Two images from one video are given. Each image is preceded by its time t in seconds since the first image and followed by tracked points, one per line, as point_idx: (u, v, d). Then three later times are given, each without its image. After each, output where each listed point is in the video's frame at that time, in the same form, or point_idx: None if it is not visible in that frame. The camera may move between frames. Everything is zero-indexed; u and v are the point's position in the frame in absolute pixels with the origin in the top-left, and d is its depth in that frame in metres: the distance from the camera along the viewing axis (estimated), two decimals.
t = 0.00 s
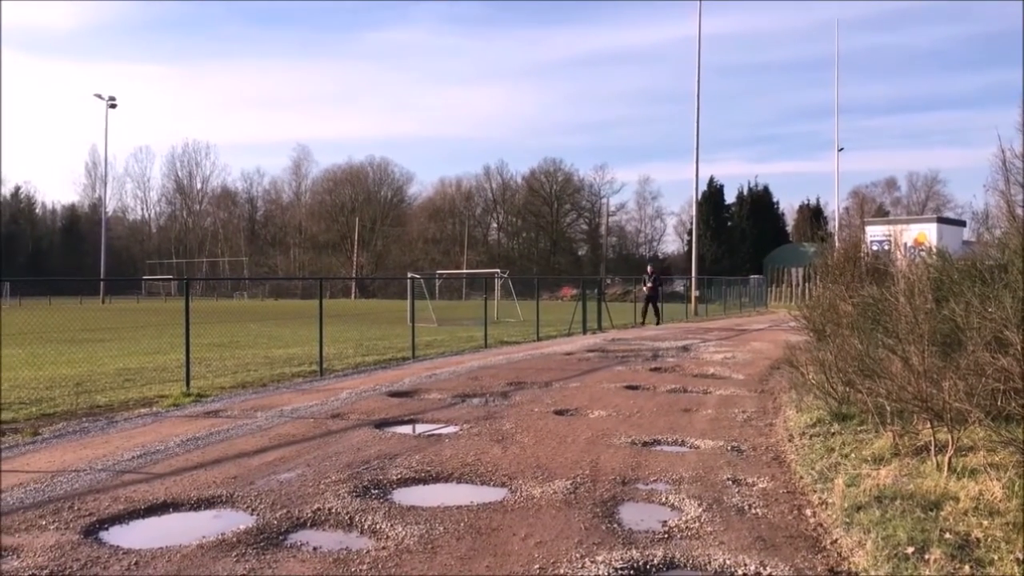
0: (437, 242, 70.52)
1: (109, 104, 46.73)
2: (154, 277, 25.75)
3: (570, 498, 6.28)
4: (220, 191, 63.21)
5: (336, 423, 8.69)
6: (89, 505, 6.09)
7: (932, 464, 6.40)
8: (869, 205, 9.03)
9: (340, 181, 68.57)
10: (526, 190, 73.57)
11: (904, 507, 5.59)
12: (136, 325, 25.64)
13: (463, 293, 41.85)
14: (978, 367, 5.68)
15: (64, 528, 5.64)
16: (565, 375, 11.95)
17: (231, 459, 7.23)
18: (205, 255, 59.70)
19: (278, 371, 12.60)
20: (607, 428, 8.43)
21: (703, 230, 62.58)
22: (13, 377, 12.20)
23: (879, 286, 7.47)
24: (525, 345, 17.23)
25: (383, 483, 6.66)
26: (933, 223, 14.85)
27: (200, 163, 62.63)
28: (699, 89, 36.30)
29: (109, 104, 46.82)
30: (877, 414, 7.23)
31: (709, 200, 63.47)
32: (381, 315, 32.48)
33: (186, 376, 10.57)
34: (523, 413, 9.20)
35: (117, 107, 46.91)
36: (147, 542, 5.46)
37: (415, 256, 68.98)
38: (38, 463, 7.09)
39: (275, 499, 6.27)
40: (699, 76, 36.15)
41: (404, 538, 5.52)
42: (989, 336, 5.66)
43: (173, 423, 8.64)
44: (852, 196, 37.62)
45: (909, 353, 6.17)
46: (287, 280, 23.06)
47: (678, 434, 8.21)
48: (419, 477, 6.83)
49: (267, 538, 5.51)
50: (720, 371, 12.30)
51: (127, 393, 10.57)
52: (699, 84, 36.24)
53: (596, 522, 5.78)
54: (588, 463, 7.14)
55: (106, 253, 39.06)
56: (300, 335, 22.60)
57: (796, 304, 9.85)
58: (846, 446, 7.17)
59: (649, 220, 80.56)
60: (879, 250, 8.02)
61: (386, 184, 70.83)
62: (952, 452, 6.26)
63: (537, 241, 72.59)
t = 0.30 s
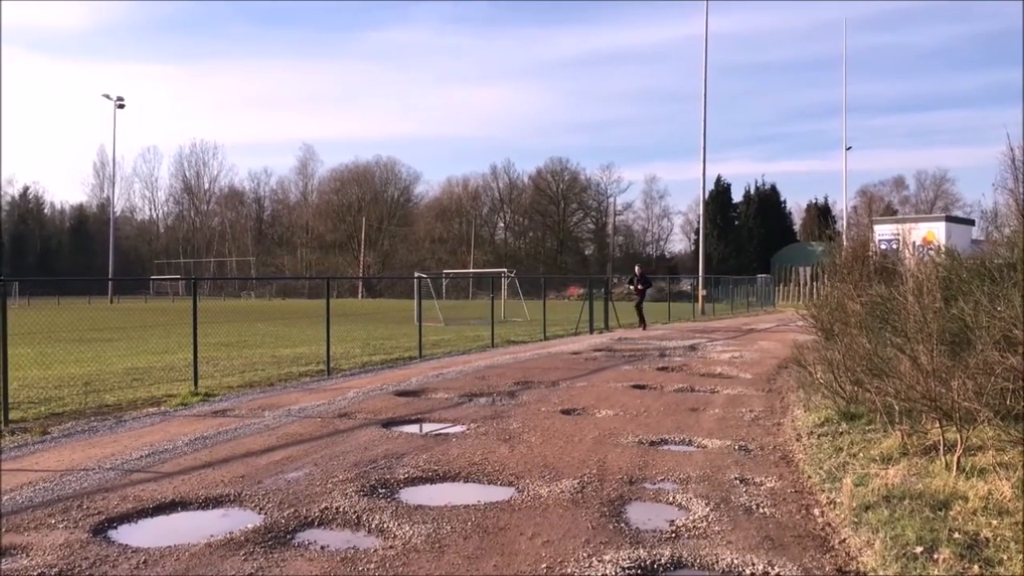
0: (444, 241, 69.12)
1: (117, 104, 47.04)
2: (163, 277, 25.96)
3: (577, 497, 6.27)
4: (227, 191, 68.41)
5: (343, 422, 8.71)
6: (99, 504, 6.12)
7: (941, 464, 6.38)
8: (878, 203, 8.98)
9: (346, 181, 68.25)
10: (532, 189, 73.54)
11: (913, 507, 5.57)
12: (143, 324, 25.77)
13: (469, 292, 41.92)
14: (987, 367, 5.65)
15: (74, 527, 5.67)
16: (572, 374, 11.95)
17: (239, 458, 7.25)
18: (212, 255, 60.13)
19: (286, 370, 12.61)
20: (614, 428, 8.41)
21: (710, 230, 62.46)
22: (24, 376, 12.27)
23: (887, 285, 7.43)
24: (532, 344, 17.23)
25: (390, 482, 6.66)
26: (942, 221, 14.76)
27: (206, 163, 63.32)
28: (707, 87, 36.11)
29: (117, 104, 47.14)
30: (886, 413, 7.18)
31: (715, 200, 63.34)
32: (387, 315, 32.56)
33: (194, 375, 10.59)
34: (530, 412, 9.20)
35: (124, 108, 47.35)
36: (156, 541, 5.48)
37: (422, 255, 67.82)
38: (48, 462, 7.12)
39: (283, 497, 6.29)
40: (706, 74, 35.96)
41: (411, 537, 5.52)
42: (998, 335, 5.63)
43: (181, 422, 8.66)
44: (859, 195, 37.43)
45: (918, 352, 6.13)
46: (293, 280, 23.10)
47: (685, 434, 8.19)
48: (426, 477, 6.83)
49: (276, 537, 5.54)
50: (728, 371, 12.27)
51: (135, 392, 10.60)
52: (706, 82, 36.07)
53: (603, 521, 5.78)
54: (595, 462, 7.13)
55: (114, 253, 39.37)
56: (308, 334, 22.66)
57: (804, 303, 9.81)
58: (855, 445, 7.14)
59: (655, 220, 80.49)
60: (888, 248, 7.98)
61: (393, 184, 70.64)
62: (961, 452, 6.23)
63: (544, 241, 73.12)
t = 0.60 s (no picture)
0: (452, 241, 70.11)
1: (128, 105, 47.27)
2: (174, 277, 26.04)
3: (588, 497, 6.27)
4: (238, 191, 67.70)
5: (354, 421, 8.73)
6: (112, 503, 6.16)
7: (954, 464, 6.34)
8: (890, 202, 8.93)
9: (356, 181, 69.28)
10: (542, 188, 73.20)
11: (926, 507, 5.54)
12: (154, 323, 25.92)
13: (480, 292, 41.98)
14: (1001, 366, 5.62)
15: (87, 526, 5.70)
16: (583, 374, 11.93)
17: (251, 457, 7.28)
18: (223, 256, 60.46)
19: (296, 370, 12.65)
20: (625, 427, 8.40)
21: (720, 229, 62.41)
22: (36, 376, 12.34)
23: (900, 284, 7.38)
24: (542, 344, 17.23)
25: (400, 482, 6.67)
26: (955, 219, 14.66)
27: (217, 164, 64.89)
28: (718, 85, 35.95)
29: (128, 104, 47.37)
30: (898, 412, 7.14)
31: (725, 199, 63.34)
32: (397, 314, 32.62)
33: (206, 374, 10.63)
34: (540, 412, 9.20)
35: (135, 108, 47.64)
36: (168, 540, 5.51)
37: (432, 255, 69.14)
38: (61, 461, 7.16)
39: (294, 496, 6.31)
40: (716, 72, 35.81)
41: (421, 537, 5.53)
42: (1011, 334, 5.59)
43: (193, 421, 8.71)
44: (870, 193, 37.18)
45: (931, 351, 6.09)
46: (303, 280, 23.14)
47: (696, 434, 8.16)
48: (437, 476, 6.84)
49: (287, 537, 5.55)
50: (738, 370, 12.23)
51: (147, 392, 10.65)
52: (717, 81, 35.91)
53: (613, 521, 5.77)
54: (605, 462, 7.12)
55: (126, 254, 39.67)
56: (318, 334, 22.74)
57: (815, 302, 9.76)
58: (867, 445, 7.10)
59: (666, 219, 80.30)
60: (900, 247, 7.95)
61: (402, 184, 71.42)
62: (975, 452, 6.19)
63: (554, 241, 72.96)
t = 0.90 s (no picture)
0: (472, 241, 69.83)
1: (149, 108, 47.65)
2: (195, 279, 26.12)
3: (608, 498, 6.25)
4: (258, 194, 68.96)
5: (374, 421, 8.76)
6: (135, 502, 6.21)
7: (978, 465, 6.27)
8: (913, 202, 8.86)
9: (375, 182, 69.71)
10: (561, 189, 72.76)
11: (950, 509, 5.49)
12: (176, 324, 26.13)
13: (499, 292, 41.99)
14: None
15: (110, 524, 5.76)
16: (602, 374, 11.92)
17: (272, 457, 7.32)
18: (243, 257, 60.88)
19: (317, 371, 12.70)
20: (645, 428, 8.38)
21: (741, 229, 62.34)
22: (61, 377, 12.48)
23: (923, 284, 7.31)
24: (561, 345, 17.22)
25: (421, 482, 6.68)
26: (982, 218, 14.50)
27: (237, 165, 67.78)
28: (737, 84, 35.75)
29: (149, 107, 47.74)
30: (921, 413, 7.08)
31: (746, 198, 63.27)
32: (416, 315, 32.75)
33: (227, 375, 10.71)
34: (560, 412, 9.19)
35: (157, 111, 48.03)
36: (190, 539, 5.54)
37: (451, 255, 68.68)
38: (85, 460, 7.24)
39: (314, 496, 6.34)
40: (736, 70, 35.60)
41: (441, 537, 5.54)
42: None
43: (215, 421, 8.77)
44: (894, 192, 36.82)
45: (954, 352, 6.03)
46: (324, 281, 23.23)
47: (717, 434, 8.12)
48: (456, 476, 6.85)
49: (307, 536, 5.57)
50: (759, 371, 12.16)
51: (169, 392, 10.73)
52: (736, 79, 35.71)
53: (633, 522, 5.75)
54: (626, 463, 7.11)
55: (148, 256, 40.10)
56: (338, 335, 22.83)
57: (836, 302, 9.70)
58: (889, 446, 7.04)
59: (686, 220, 79.80)
60: (923, 247, 7.89)
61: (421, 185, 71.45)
62: (999, 453, 6.12)
63: (572, 241, 72.48)
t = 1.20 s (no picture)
0: (491, 241, 70.74)
1: (172, 109, 47.97)
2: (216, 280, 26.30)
3: (627, 498, 6.24)
4: (279, 193, 68.12)
5: (394, 420, 8.78)
6: (157, 499, 6.27)
7: (1003, 468, 6.19)
8: (937, 201, 8.78)
9: (395, 182, 70.87)
10: (580, 188, 72.57)
11: (974, 512, 5.43)
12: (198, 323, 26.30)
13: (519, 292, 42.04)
14: None
15: (133, 521, 5.81)
16: (622, 374, 11.89)
17: (292, 456, 7.36)
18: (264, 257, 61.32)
19: (337, 370, 12.74)
20: (665, 428, 8.35)
21: (761, 229, 61.80)
22: (86, 375, 12.59)
23: (946, 284, 7.24)
24: (581, 344, 17.21)
25: (440, 481, 6.70)
26: (1007, 219, 14.35)
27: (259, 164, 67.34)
28: (758, 82, 35.47)
29: (172, 108, 48.06)
30: (945, 415, 7.00)
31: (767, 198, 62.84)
32: (436, 314, 32.83)
33: (248, 373, 10.77)
34: (579, 412, 9.18)
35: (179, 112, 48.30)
36: (211, 537, 5.59)
37: (471, 255, 69.68)
38: (108, 457, 7.31)
39: (334, 495, 6.36)
40: (756, 69, 35.34)
41: (461, 536, 5.54)
42: None
43: (237, 420, 8.83)
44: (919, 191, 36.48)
45: (979, 353, 5.98)
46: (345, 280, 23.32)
47: (737, 435, 8.08)
48: (476, 476, 6.86)
49: (328, 534, 5.60)
50: (780, 371, 12.09)
51: (191, 391, 10.78)
52: (757, 77, 35.43)
53: (654, 522, 5.73)
54: (646, 463, 7.08)
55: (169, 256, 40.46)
56: (358, 334, 22.88)
57: (858, 302, 9.62)
58: (912, 448, 6.97)
59: (706, 219, 79.54)
60: (947, 246, 7.79)
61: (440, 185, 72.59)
62: None
63: (592, 241, 72.21)
